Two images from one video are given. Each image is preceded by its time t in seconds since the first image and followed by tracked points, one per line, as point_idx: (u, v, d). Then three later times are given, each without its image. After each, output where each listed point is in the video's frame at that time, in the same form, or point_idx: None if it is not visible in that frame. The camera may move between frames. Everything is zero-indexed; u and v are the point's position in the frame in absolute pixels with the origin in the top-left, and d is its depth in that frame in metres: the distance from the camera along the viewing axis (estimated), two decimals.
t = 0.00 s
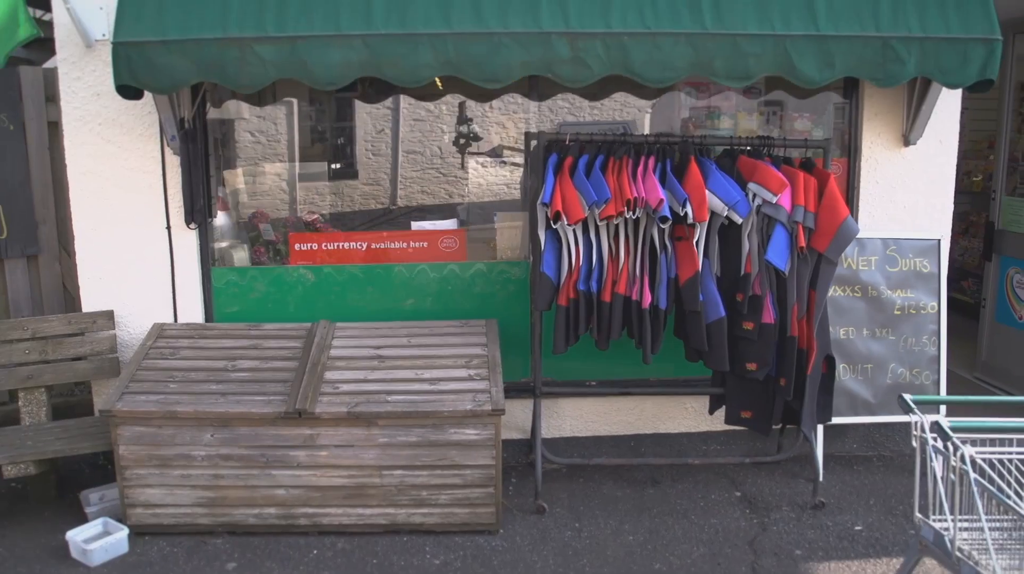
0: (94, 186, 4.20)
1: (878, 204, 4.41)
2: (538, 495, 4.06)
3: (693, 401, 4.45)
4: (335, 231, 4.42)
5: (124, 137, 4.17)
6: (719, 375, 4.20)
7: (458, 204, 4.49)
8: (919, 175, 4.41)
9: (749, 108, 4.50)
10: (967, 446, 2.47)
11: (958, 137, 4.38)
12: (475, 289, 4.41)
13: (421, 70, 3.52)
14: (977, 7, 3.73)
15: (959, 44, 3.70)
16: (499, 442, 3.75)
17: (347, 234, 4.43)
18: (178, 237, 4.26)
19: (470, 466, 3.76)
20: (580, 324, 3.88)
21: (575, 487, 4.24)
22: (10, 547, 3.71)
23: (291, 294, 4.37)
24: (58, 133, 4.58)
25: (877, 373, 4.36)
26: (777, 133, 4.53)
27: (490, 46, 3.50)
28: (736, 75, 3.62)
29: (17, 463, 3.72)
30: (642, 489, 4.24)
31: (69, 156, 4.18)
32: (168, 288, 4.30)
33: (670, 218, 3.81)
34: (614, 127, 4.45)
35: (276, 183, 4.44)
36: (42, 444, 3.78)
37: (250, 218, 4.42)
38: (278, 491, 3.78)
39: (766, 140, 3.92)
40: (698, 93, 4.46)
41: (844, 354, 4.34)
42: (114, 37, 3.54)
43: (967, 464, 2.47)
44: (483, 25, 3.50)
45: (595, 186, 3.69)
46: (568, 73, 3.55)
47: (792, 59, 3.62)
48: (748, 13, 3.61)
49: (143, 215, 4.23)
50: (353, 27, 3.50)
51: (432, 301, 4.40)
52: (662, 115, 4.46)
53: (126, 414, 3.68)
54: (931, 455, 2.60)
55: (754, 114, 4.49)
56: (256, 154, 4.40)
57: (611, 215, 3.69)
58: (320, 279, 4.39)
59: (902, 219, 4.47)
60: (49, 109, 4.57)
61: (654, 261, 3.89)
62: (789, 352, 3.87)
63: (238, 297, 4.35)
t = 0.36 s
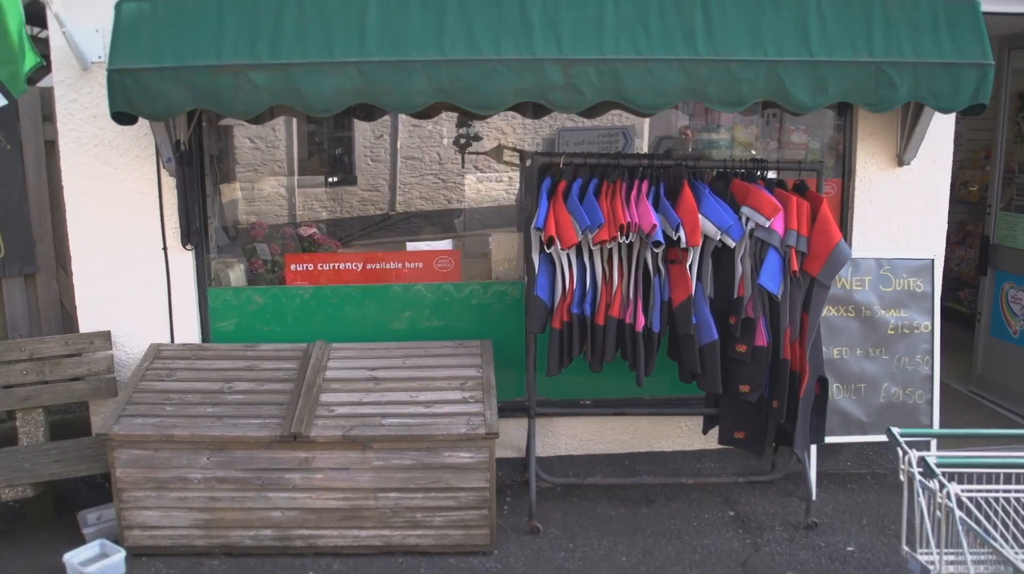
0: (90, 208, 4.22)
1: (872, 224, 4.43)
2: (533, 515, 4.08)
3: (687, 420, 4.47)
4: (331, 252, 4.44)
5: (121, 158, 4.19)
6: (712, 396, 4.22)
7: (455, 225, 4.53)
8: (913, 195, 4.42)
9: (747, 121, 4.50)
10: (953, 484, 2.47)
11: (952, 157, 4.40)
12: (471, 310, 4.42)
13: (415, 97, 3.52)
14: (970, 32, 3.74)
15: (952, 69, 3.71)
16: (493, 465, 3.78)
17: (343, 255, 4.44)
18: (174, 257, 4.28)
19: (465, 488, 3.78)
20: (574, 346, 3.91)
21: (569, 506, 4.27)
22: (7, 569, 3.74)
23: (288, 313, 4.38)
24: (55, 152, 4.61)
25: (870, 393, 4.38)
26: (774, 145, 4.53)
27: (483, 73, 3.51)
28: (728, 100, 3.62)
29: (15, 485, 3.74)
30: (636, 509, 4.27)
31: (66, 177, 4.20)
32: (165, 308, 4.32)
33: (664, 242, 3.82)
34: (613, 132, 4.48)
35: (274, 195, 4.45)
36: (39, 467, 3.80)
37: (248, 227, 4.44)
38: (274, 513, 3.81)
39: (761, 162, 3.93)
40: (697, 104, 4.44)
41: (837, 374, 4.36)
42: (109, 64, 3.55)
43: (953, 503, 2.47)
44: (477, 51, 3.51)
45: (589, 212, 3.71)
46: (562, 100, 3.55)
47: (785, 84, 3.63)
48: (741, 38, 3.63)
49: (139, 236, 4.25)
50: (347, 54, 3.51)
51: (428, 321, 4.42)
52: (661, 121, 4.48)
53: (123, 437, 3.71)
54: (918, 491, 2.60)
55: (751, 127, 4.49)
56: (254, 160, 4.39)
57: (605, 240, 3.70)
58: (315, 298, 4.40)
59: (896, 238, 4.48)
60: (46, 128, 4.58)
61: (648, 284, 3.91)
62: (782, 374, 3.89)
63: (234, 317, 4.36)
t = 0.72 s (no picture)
0: (86, 229, 4.24)
1: (865, 245, 4.44)
2: (525, 536, 4.11)
3: (680, 439, 4.50)
4: (325, 273, 4.48)
5: (116, 181, 4.21)
6: (705, 417, 4.25)
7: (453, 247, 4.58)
8: (907, 217, 4.43)
9: (745, 136, 4.47)
10: (936, 523, 2.49)
11: (945, 180, 4.41)
12: (465, 330, 4.44)
13: (408, 125, 3.53)
14: (961, 59, 3.77)
15: (942, 94, 3.73)
16: (485, 488, 3.80)
17: (338, 276, 4.48)
18: (170, 279, 4.30)
19: (457, 511, 3.81)
20: (566, 369, 3.93)
21: (562, 526, 4.30)
22: None
23: (282, 334, 4.40)
24: (51, 172, 4.63)
25: (862, 413, 4.40)
26: (772, 158, 4.53)
27: (475, 101, 3.52)
28: (719, 127, 3.63)
29: (11, 508, 3.78)
30: (629, 528, 4.29)
31: (62, 200, 4.22)
32: (160, 329, 4.35)
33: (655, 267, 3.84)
34: (613, 138, 4.53)
35: (273, 206, 4.49)
36: (35, 490, 3.83)
37: (245, 236, 4.50)
38: (269, 535, 3.84)
39: (752, 186, 3.96)
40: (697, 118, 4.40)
41: (829, 395, 4.38)
42: (103, 92, 3.58)
43: (936, 542, 2.48)
44: (469, 79, 3.53)
45: (580, 237, 3.72)
46: (553, 127, 3.56)
47: (776, 111, 3.64)
48: (732, 66, 3.65)
49: (135, 258, 4.28)
50: (340, 82, 3.53)
51: (422, 342, 4.44)
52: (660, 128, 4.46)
53: (118, 460, 3.74)
54: (901, 527, 2.62)
55: (749, 141, 4.48)
56: (253, 166, 4.43)
57: (596, 266, 3.72)
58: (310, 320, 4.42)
59: (890, 259, 4.50)
60: (42, 148, 4.61)
61: (640, 308, 3.93)
62: (773, 398, 3.91)
63: (229, 337, 4.39)
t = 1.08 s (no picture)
0: (80, 252, 4.27)
1: (856, 266, 4.46)
2: (517, 557, 4.14)
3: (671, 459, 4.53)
4: (317, 294, 4.52)
5: (110, 204, 4.23)
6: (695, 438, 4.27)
7: (448, 260, 4.62)
8: (898, 238, 4.45)
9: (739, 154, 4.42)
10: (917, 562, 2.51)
11: (936, 201, 4.43)
12: (458, 351, 4.47)
13: (398, 153, 3.55)
14: (950, 85, 3.79)
15: (932, 121, 3.73)
16: (476, 512, 3.83)
17: (331, 298, 4.52)
18: (164, 301, 4.33)
19: (449, 535, 3.84)
20: (557, 395, 3.96)
21: (554, 546, 4.32)
22: None
23: (276, 355, 4.43)
24: (45, 193, 4.65)
25: (852, 434, 4.42)
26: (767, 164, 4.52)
27: (464, 130, 3.54)
28: (708, 154, 3.64)
29: (6, 532, 3.81)
30: (620, 548, 4.32)
31: (56, 223, 4.24)
32: (155, 351, 4.38)
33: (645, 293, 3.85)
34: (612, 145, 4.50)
35: (272, 215, 4.48)
36: (30, 514, 3.86)
37: (242, 245, 4.49)
38: (262, 558, 3.87)
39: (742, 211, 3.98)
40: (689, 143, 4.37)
41: (820, 416, 4.41)
42: (95, 120, 3.59)
43: None
44: (459, 108, 3.55)
45: (570, 264, 3.74)
46: (543, 155, 3.58)
47: (765, 138, 3.65)
48: (722, 93, 3.66)
49: (129, 280, 4.30)
50: (330, 111, 3.55)
51: (415, 363, 4.47)
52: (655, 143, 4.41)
53: (112, 485, 3.77)
54: (883, 564, 2.64)
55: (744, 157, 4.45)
56: (252, 173, 4.41)
57: (586, 292, 3.74)
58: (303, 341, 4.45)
59: (881, 280, 4.51)
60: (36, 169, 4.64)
61: (630, 333, 3.95)
62: (762, 421, 3.93)
63: (223, 359, 4.42)
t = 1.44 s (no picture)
0: (73, 274, 4.29)
1: (846, 287, 4.48)
2: None
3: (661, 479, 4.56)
4: (310, 316, 4.55)
5: (103, 226, 4.25)
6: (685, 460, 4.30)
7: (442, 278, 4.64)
8: (888, 259, 4.47)
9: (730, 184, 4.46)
10: None
11: (926, 222, 4.45)
12: (449, 372, 4.50)
13: (387, 181, 3.57)
14: (939, 110, 3.80)
15: (919, 147, 3.75)
16: (466, 535, 3.86)
17: (322, 319, 4.56)
18: (157, 323, 4.35)
19: (439, 558, 3.87)
20: (546, 418, 3.99)
21: (544, 566, 4.36)
22: None
23: (268, 376, 4.46)
24: (39, 213, 4.68)
25: (842, 454, 4.44)
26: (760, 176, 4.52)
27: (452, 158, 3.55)
28: (696, 181, 3.65)
29: None
30: (610, 568, 4.35)
31: (50, 246, 4.27)
32: (148, 372, 4.40)
33: (634, 318, 3.87)
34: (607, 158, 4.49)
35: (268, 227, 4.49)
36: (24, 537, 3.90)
37: (238, 258, 4.52)
38: None
39: (731, 235, 4.00)
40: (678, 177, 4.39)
41: (809, 436, 4.43)
42: (86, 149, 3.62)
43: None
44: (447, 136, 3.56)
45: (559, 290, 3.76)
46: (531, 183, 3.59)
47: (753, 165, 3.66)
48: (710, 120, 3.66)
49: (122, 302, 4.32)
50: (319, 139, 3.57)
51: (406, 383, 4.50)
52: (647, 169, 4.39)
53: (105, 509, 3.79)
54: None
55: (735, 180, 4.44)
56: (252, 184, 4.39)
57: (575, 318, 3.76)
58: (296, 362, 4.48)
59: (871, 301, 4.53)
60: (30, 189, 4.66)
61: (619, 357, 3.97)
62: (750, 445, 3.96)
63: (216, 379, 4.45)
